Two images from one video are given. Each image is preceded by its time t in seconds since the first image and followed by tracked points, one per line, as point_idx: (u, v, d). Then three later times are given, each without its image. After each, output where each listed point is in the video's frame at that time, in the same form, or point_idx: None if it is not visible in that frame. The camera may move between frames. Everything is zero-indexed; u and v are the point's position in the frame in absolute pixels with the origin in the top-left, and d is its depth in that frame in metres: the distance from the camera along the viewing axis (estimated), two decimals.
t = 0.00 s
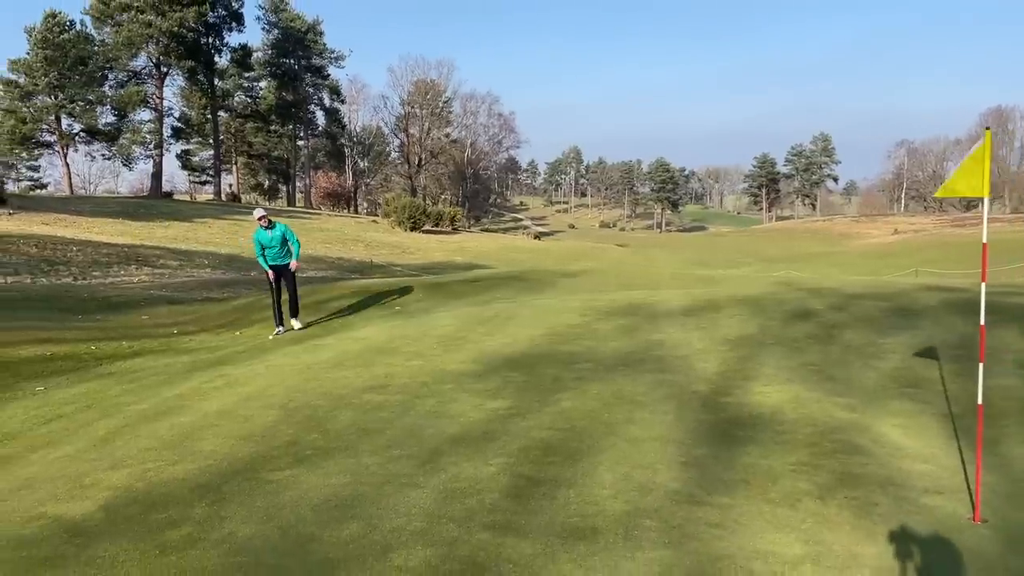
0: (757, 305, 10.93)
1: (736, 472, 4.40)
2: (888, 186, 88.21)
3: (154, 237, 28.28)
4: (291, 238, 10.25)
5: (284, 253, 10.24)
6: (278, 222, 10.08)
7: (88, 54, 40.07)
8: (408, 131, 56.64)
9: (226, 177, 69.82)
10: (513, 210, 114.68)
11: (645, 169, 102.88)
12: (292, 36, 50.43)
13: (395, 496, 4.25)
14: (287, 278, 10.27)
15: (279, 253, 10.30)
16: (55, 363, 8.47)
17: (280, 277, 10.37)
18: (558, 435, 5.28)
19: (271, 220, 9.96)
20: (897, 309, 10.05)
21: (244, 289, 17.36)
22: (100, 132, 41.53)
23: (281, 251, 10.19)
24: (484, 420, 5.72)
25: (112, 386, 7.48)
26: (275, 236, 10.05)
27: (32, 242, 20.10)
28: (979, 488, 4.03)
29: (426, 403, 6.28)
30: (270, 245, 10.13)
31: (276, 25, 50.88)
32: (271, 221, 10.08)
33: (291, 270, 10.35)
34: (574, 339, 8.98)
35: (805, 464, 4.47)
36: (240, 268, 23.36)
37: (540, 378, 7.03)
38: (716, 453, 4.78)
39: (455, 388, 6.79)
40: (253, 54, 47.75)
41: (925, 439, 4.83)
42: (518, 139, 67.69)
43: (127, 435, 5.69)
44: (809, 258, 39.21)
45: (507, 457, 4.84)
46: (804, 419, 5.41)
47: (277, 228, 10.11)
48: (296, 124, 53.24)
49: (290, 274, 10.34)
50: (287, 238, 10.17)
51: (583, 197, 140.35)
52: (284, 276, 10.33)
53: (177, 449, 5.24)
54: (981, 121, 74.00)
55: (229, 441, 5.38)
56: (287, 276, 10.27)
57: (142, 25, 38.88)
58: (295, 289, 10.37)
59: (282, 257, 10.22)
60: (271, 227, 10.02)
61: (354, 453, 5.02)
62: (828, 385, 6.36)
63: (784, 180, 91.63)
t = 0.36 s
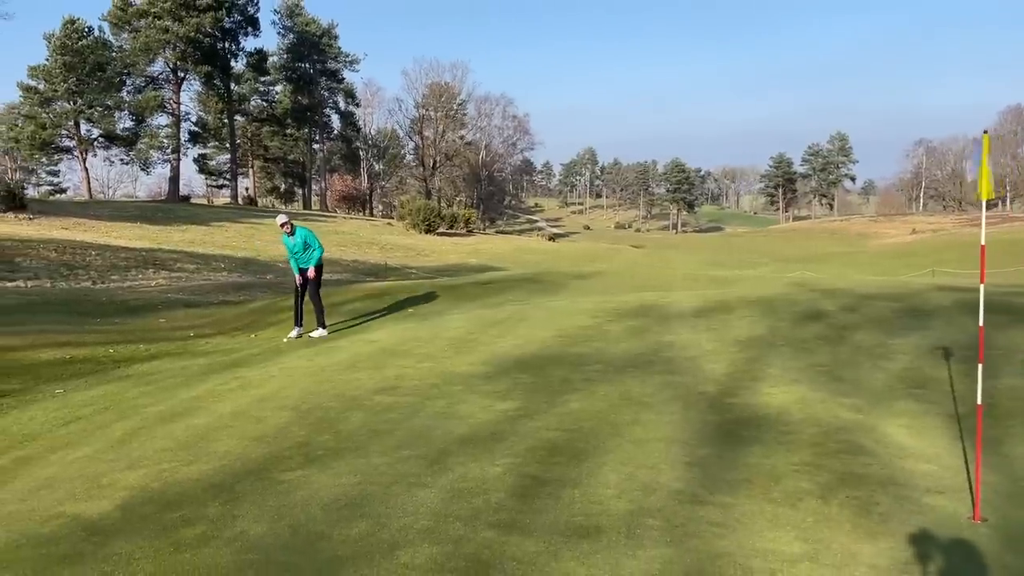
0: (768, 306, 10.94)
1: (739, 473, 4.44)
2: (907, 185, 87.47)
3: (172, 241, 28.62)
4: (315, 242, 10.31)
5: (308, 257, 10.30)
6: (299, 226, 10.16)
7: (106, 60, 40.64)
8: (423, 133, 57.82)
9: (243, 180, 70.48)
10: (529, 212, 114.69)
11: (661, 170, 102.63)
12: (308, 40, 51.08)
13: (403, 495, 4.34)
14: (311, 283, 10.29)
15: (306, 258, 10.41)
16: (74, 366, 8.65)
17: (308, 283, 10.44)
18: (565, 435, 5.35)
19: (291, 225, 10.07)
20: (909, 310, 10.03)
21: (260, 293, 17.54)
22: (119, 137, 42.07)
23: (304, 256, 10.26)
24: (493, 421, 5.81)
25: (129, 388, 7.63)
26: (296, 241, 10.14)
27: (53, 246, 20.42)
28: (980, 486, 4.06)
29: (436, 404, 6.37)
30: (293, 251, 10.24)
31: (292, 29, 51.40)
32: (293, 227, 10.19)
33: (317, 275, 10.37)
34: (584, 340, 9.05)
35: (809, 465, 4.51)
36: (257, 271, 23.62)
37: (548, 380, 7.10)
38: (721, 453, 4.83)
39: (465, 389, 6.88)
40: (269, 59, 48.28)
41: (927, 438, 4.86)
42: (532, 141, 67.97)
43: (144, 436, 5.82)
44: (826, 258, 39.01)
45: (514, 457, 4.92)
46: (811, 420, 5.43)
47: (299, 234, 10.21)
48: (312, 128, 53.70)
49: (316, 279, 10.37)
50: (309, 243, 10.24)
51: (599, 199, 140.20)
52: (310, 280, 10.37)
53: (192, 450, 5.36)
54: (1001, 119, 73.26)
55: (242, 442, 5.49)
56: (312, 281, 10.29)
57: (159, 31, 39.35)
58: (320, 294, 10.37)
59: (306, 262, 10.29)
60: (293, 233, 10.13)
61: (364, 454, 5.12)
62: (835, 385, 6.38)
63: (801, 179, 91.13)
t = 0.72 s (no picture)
0: (778, 307, 10.90)
1: (736, 472, 4.47)
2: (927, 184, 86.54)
3: (190, 243, 28.92)
4: (329, 244, 10.32)
5: (323, 260, 10.31)
6: (312, 229, 10.23)
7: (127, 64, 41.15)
8: (440, 135, 58.06)
9: (261, 183, 71.05)
10: (546, 213, 114.63)
11: (678, 170, 102.18)
12: (325, 44, 51.40)
13: (402, 494, 4.40)
14: (327, 284, 10.23)
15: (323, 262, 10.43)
16: (89, 367, 8.80)
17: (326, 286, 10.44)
18: (566, 435, 5.39)
19: (303, 228, 10.17)
20: (920, 310, 9.97)
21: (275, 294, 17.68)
22: (138, 140, 42.56)
23: (318, 258, 10.25)
24: (496, 421, 5.86)
25: (141, 388, 7.76)
26: (309, 243, 10.18)
27: (72, 248, 20.71)
28: (975, 485, 4.07)
29: (441, 404, 6.43)
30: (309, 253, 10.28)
31: (309, 32, 51.77)
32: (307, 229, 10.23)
33: (333, 276, 10.32)
34: (592, 341, 9.08)
35: (807, 465, 4.52)
36: (273, 272, 23.85)
37: (553, 380, 7.15)
38: (720, 453, 4.85)
39: (470, 390, 6.93)
40: (287, 62, 48.67)
41: (927, 439, 4.86)
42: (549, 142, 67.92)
43: (153, 435, 5.92)
44: (844, 258, 38.72)
45: (514, 457, 4.97)
46: (813, 420, 5.43)
47: (313, 236, 10.23)
48: (330, 130, 54.06)
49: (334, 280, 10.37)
50: (322, 244, 10.23)
51: (616, 200, 139.77)
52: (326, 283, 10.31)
53: (199, 449, 5.46)
54: None
55: (248, 441, 5.57)
56: (327, 282, 10.23)
57: (178, 35, 39.77)
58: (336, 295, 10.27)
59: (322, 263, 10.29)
60: (306, 236, 10.20)
61: (367, 453, 5.19)
62: (840, 386, 6.36)
63: (820, 179, 90.41)
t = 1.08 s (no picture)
0: (788, 307, 10.85)
1: (731, 473, 4.47)
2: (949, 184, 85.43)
3: (206, 244, 29.21)
4: (338, 246, 10.41)
5: (333, 262, 10.37)
6: (320, 232, 10.35)
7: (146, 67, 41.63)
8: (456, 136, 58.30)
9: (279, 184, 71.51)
10: (562, 214, 114.53)
11: (696, 171, 101.62)
12: (342, 46, 51.74)
13: (398, 491, 4.44)
14: (335, 285, 10.23)
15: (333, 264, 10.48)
16: (101, 366, 8.93)
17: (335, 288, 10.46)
18: (563, 435, 5.42)
19: (312, 232, 10.30)
20: (931, 311, 9.87)
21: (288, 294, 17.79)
22: (158, 142, 43.04)
23: (327, 260, 10.31)
24: (496, 420, 5.89)
25: (150, 387, 7.84)
26: (317, 245, 10.28)
27: (89, 249, 20.97)
28: (968, 486, 4.06)
29: (443, 403, 6.48)
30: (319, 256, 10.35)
31: (326, 35, 52.13)
32: (315, 232, 10.33)
33: (341, 278, 10.34)
34: (598, 341, 9.08)
35: (801, 465, 4.52)
36: (288, 273, 24.02)
37: (556, 380, 7.17)
38: (717, 453, 4.86)
39: (474, 389, 6.97)
40: (304, 64, 49.02)
41: (925, 440, 4.84)
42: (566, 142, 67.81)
43: (158, 432, 6.01)
44: (863, 259, 38.35)
45: (511, 455, 5.00)
46: (812, 420, 5.42)
47: (322, 238, 10.32)
48: (347, 131, 54.39)
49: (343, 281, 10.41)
50: (331, 246, 10.32)
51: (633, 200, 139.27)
52: (335, 284, 10.32)
53: (202, 446, 5.53)
54: None
55: (251, 439, 5.64)
56: (335, 282, 10.23)
57: (196, 38, 40.19)
58: (344, 296, 10.27)
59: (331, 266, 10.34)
60: (315, 239, 10.32)
61: (366, 451, 5.24)
62: (843, 387, 6.34)
63: (840, 179, 89.57)
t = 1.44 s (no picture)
0: (796, 308, 10.79)
1: (727, 475, 4.45)
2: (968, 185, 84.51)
3: (221, 245, 29.42)
4: (344, 247, 10.44)
5: (340, 263, 10.40)
6: (326, 234, 10.37)
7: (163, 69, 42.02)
8: (470, 136, 58.37)
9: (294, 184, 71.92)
10: (577, 214, 114.39)
11: (712, 171, 101.17)
12: (356, 47, 51.98)
13: (392, 492, 4.45)
14: (342, 286, 10.31)
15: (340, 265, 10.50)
16: (109, 365, 9.02)
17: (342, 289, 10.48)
18: (562, 436, 5.41)
19: (318, 234, 10.30)
20: (941, 312, 9.77)
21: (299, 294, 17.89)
22: (174, 143, 43.42)
23: (334, 262, 10.35)
24: (497, 420, 5.90)
25: (157, 387, 7.91)
26: (324, 248, 10.31)
27: (104, 249, 21.17)
28: (965, 488, 4.03)
29: (445, 404, 6.50)
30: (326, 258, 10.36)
31: (341, 36, 52.38)
32: (321, 234, 10.33)
33: (349, 279, 10.40)
34: (604, 342, 9.06)
35: (799, 468, 4.49)
36: (300, 273, 24.14)
37: (559, 381, 7.16)
38: (715, 454, 4.84)
39: (476, 390, 6.97)
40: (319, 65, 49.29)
41: (926, 443, 4.81)
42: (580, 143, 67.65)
43: (162, 431, 6.06)
44: (879, 260, 38.06)
45: (508, 456, 5.00)
46: (811, 422, 5.39)
47: (328, 241, 10.33)
48: (361, 132, 54.62)
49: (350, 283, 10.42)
50: (337, 247, 10.34)
51: (649, 200, 138.91)
52: (343, 286, 10.38)
53: (203, 445, 5.57)
54: None
55: (251, 439, 5.67)
56: (343, 284, 10.30)
57: (212, 40, 40.51)
58: (352, 297, 10.33)
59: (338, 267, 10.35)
60: (321, 241, 10.33)
61: (365, 451, 5.26)
62: (846, 388, 6.29)
63: (857, 179, 88.90)
